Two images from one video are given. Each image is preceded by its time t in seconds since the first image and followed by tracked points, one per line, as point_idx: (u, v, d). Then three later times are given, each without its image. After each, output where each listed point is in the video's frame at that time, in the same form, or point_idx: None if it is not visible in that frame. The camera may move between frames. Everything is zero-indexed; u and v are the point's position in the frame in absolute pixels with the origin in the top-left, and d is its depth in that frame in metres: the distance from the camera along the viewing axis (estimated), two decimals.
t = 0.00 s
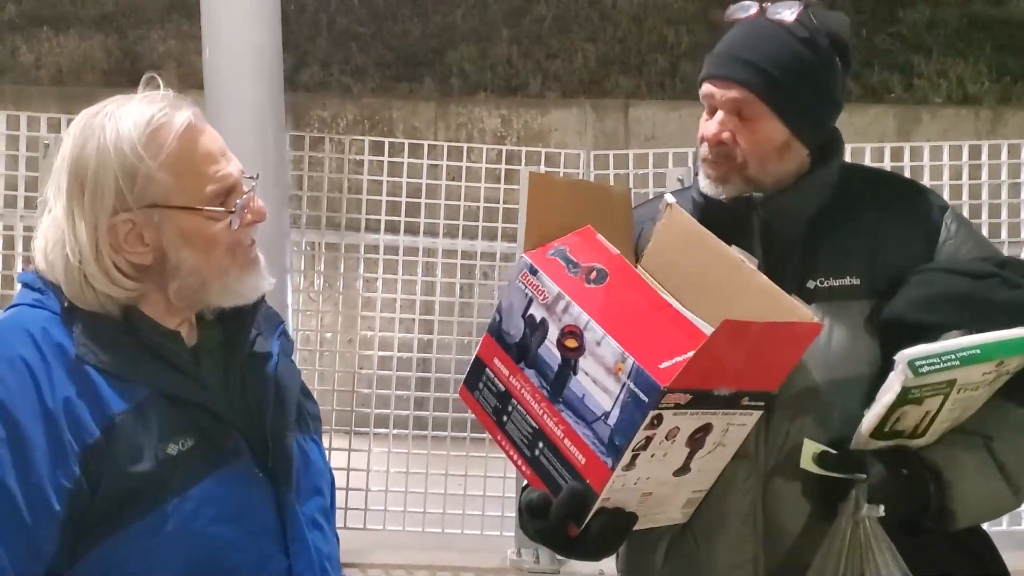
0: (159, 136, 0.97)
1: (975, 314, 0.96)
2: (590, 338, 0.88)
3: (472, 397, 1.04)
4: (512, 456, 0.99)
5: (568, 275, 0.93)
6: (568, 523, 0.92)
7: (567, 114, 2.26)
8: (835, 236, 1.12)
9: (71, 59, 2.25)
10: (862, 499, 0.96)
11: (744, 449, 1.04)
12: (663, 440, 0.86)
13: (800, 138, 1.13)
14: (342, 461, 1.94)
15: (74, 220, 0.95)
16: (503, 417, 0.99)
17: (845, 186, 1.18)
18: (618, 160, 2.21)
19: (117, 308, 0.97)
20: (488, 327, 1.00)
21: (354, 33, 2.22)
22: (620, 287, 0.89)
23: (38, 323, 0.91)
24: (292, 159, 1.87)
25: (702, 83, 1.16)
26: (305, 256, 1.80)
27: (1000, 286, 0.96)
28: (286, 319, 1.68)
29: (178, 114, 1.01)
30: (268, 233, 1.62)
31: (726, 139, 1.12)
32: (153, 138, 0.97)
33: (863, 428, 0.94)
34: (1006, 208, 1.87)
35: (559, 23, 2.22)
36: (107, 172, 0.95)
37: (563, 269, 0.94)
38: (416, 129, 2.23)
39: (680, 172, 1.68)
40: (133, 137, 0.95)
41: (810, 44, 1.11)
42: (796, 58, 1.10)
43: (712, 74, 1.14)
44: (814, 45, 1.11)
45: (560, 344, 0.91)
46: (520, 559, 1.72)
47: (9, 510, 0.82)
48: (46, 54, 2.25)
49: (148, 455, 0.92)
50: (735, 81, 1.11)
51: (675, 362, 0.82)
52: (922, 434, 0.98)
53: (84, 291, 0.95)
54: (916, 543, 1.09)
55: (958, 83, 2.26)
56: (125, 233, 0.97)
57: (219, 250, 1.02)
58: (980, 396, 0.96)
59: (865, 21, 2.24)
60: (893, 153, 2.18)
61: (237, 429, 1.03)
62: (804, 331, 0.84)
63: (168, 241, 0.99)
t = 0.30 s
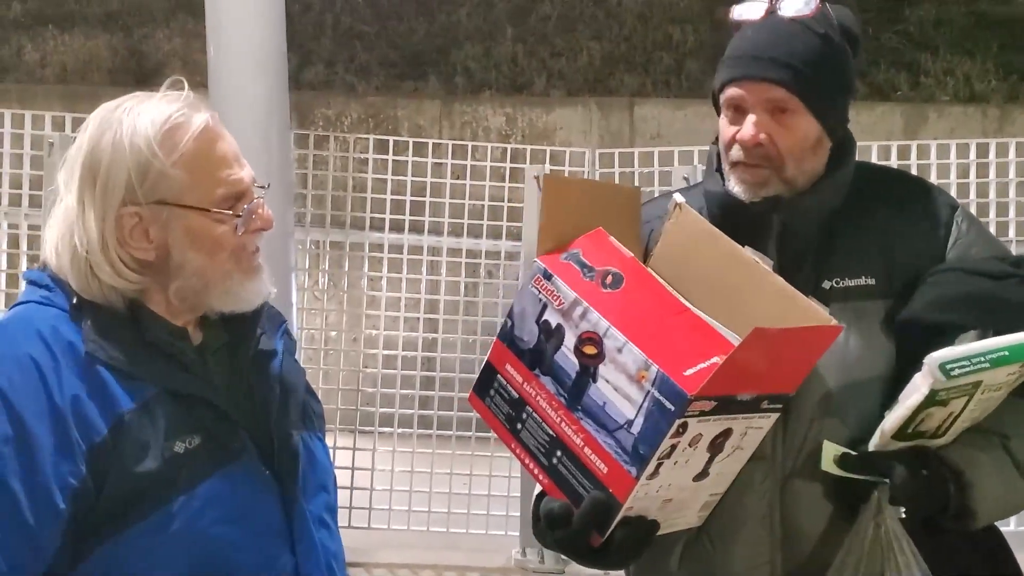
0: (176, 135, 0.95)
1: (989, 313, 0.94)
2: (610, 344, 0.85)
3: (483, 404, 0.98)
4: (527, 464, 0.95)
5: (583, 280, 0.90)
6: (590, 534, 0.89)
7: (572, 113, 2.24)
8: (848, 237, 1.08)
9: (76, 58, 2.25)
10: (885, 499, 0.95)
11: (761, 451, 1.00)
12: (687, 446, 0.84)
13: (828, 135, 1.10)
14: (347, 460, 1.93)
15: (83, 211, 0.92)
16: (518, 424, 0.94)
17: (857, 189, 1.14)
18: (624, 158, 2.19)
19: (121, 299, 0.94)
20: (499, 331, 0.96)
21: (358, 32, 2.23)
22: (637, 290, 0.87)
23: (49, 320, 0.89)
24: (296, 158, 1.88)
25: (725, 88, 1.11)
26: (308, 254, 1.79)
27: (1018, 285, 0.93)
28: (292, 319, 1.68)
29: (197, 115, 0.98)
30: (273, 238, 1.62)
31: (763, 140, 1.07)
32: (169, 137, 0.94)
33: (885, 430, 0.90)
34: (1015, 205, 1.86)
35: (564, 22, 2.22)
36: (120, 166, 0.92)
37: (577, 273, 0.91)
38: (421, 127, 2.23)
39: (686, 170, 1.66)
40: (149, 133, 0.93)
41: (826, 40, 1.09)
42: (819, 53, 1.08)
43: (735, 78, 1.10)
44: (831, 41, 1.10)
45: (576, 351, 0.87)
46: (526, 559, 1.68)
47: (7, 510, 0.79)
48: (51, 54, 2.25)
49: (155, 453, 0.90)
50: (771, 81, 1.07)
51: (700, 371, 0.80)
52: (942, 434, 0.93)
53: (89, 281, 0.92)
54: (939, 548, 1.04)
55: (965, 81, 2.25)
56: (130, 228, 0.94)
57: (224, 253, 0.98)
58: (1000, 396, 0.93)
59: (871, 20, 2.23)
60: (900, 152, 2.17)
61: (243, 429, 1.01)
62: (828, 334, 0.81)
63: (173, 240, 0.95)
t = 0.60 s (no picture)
0: (195, 131, 0.91)
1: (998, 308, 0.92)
2: (628, 344, 0.84)
3: (490, 412, 0.95)
4: (538, 471, 0.93)
5: (596, 281, 0.89)
6: (609, 540, 0.87)
7: (573, 113, 2.24)
8: (849, 237, 1.07)
9: (77, 58, 2.24)
10: (901, 495, 0.93)
11: (771, 451, 0.98)
12: (707, 447, 0.83)
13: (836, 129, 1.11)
14: (348, 461, 1.92)
15: (103, 197, 0.88)
16: (528, 431, 0.92)
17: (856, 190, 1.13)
18: (625, 159, 2.19)
19: (137, 285, 0.88)
20: (505, 335, 0.93)
21: (360, 31, 2.23)
22: (650, 290, 0.87)
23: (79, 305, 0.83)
24: (298, 157, 1.87)
25: (743, 74, 1.10)
26: (309, 254, 1.78)
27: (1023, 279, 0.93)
28: (291, 323, 1.67)
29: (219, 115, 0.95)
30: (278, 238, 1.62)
31: (783, 125, 1.05)
32: (190, 132, 0.90)
33: (897, 423, 0.88)
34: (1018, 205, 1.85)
35: (565, 21, 2.22)
36: (138, 154, 0.88)
37: (588, 274, 0.90)
38: (422, 127, 2.22)
39: (687, 170, 1.66)
40: (170, 127, 0.89)
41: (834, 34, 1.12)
42: (833, 48, 1.10)
43: (750, 66, 1.10)
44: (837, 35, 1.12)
45: (592, 353, 0.86)
46: (527, 561, 1.66)
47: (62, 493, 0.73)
48: (52, 54, 2.25)
49: (186, 438, 0.83)
50: (789, 66, 1.08)
51: (722, 368, 0.80)
52: (952, 428, 0.92)
53: (104, 264, 0.87)
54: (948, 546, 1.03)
55: (965, 81, 2.24)
56: (142, 214, 0.89)
57: (231, 250, 0.92)
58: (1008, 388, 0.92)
59: (871, 20, 2.23)
60: (901, 152, 2.16)
61: (256, 416, 0.93)
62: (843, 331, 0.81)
63: (182, 232, 0.90)
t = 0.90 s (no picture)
0: (215, 128, 0.91)
1: (1000, 310, 0.96)
2: (622, 347, 0.86)
3: (492, 410, 0.99)
4: (536, 468, 0.96)
5: (593, 283, 0.91)
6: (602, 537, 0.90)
7: (577, 115, 2.24)
8: (849, 240, 1.08)
9: (82, 59, 2.25)
10: (893, 500, 0.98)
11: (769, 453, 1.00)
12: (701, 449, 0.85)
13: (818, 134, 1.09)
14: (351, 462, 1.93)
15: (124, 189, 0.88)
16: (529, 429, 0.95)
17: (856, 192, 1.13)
18: (629, 161, 2.19)
19: (154, 274, 0.88)
20: (508, 335, 0.96)
21: (365, 33, 2.23)
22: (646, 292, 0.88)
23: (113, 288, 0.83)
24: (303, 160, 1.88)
25: (718, 81, 1.10)
26: (314, 257, 1.79)
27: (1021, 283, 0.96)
28: (295, 325, 1.66)
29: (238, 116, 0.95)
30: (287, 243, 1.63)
31: (745, 135, 1.07)
32: (210, 129, 0.90)
33: (893, 427, 0.91)
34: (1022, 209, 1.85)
35: (569, 23, 2.22)
36: (159, 147, 0.88)
37: (587, 276, 0.91)
38: (426, 129, 2.22)
39: (689, 173, 1.66)
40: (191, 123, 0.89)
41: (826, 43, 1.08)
42: (815, 56, 1.06)
43: (728, 73, 1.10)
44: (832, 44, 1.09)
45: (588, 355, 0.88)
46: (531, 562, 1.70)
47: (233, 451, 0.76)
48: (57, 56, 2.25)
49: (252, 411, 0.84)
50: (755, 78, 1.06)
51: (715, 371, 0.81)
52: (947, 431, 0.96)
53: (121, 253, 0.87)
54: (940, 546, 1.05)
55: (969, 83, 2.24)
56: (159, 206, 0.88)
57: (242, 247, 0.93)
58: (1003, 395, 0.94)
59: (875, 21, 2.23)
60: (905, 155, 2.17)
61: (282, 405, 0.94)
62: (835, 335, 0.82)
63: (196, 226, 0.90)
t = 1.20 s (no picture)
0: (242, 133, 0.86)
1: (994, 317, 0.93)
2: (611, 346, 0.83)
3: (490, 403, 0.98)
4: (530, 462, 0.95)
5: (587, 283, 0.89)
6: (593, 530, 0.90)
7: (581, 117, 2.23)
8: (850, 241, 1.05)
9: (87, 62, 2.26)
10: (879, 505, 0.97)
11: (762, 454, 1.00)
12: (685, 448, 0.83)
13: (818, 140, 1.04)
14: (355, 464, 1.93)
15: (151, 187, 0.83)
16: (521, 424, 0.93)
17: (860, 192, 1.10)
18: (633, 163, 2.19)
19: (182, 270, 0.84)
20: (506, 332, 0.95)
21: (368, 36, 2.23)
22: (638, 292, 0.85)
23: (137, 278, 0.78)
24: (306, 162, 1.88)
25: (717, 89, 1.08)
26: (318, 258, 1.80)
27: (1018, 292, 0.93)
28: (299, 328, 1.67)
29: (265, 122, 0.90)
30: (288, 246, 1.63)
31: (744, 143, 1.04)
32: (237, 132, 0.86)
33: (880, 436, 0.90)
34: None
35: (573, 25, 2.22)
36: (188, 148, 0.83)
37: (581, 277, 0.89)
38: (429, 131, 2.22)
39: (693, 175, 1.66)
40: (222, 128, 0.84)
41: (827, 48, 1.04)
42: (815, 64, 1.02)
43: (727, 80, 1.07)
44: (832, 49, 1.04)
45: (579, 353, 0.86)
46: (534, 565, 1.68)
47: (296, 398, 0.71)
48: (61, 59, 2.26)
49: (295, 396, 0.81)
50: (752, 87, 1.03)
51: (698, 375, 0.79)
52: (941, 439, 0.93)
53: (147, 249, 0.83)
54: (939, 552, 1.04)
55: (974, 84, 2.23)
56: (184, 204, 0.84)
57: (264, 249, 0.87)
58: (1000, 401, 0.91)
59: (880, 23, 2.22)
60: (910, 157, 2.16)
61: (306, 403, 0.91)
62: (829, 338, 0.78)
63: (220, 227, 0.85)
